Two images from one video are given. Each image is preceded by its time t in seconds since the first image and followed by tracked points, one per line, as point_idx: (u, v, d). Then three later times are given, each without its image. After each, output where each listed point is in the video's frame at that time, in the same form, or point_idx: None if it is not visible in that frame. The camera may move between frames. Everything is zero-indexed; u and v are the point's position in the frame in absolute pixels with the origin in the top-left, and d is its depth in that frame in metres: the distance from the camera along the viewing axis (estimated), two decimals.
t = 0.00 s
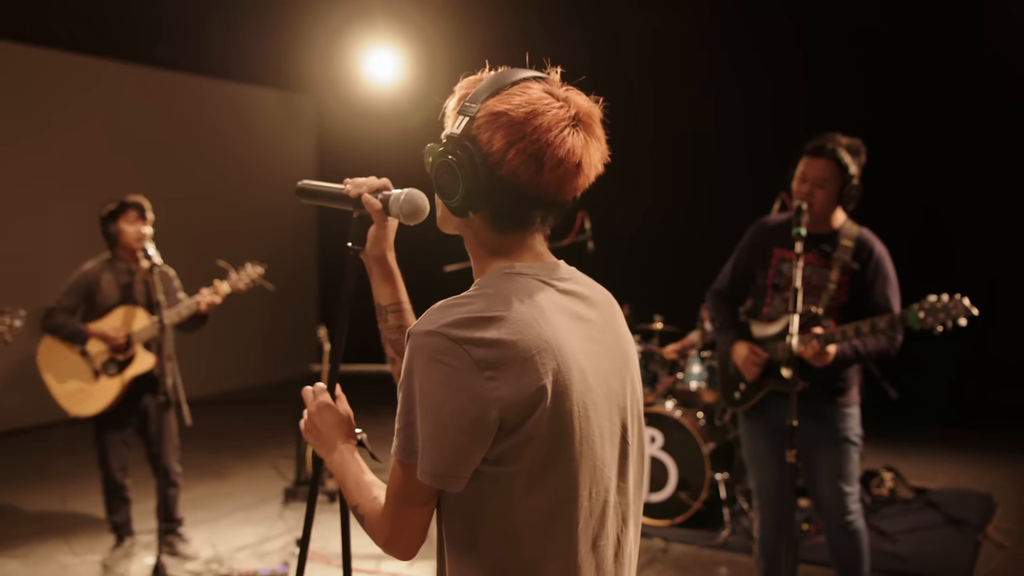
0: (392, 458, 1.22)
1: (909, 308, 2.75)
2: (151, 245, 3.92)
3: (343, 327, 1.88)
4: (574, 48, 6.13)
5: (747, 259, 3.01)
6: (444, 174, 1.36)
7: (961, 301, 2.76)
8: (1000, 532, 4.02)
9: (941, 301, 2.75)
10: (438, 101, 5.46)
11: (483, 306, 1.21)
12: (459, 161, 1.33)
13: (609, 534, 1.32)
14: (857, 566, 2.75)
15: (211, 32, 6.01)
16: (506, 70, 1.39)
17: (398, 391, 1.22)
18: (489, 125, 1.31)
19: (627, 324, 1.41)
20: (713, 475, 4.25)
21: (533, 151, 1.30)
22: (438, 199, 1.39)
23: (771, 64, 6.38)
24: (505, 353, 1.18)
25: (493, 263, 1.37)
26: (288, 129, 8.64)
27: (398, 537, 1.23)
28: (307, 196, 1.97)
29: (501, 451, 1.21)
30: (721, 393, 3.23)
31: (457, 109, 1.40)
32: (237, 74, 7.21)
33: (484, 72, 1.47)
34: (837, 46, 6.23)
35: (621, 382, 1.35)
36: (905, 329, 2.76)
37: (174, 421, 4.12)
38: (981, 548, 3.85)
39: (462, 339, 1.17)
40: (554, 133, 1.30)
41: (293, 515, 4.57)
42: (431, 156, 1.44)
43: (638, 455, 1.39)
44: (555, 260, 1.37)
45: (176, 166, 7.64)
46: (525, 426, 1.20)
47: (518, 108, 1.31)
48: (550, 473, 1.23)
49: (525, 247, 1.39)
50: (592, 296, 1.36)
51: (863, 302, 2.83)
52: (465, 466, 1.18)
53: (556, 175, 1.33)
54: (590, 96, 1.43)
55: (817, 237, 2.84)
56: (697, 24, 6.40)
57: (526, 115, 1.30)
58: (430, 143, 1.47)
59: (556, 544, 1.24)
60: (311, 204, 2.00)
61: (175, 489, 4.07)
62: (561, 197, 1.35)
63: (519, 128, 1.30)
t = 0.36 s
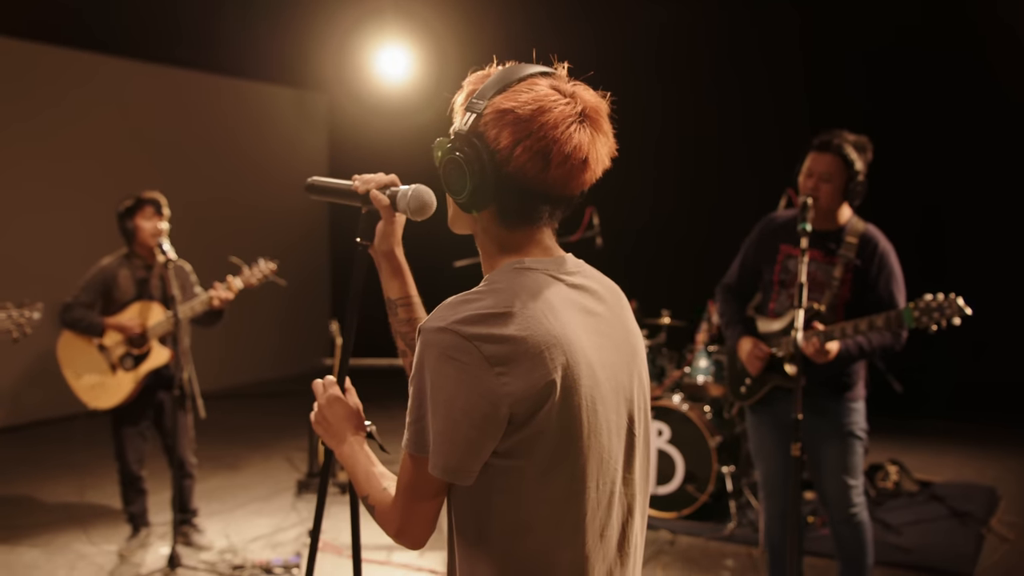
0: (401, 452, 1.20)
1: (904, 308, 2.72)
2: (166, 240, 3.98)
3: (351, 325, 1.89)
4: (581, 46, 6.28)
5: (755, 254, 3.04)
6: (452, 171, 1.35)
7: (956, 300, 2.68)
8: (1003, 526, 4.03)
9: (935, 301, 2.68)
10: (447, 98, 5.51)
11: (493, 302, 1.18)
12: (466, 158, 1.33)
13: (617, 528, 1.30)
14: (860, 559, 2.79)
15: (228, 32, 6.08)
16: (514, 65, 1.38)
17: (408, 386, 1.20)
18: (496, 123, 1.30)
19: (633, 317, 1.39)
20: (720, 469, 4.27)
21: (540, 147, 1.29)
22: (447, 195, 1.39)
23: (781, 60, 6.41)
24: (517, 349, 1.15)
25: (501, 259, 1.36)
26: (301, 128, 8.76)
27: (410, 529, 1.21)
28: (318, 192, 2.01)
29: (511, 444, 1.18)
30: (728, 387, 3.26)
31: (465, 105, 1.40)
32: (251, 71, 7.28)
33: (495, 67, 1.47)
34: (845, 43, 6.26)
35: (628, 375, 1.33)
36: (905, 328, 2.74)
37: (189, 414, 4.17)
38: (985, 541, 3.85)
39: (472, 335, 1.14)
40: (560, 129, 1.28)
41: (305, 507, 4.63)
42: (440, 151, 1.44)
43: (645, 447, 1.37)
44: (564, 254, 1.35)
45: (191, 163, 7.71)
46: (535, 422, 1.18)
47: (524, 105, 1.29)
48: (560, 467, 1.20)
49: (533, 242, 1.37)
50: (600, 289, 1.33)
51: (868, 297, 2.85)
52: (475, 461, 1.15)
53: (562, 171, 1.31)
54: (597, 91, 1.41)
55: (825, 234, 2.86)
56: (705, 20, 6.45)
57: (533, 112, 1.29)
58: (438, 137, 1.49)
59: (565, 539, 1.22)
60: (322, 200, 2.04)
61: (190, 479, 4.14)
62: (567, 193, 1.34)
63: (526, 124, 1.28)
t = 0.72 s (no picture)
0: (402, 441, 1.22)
1: (896, 305, 2.72)
2: (181, 238, 4.05)
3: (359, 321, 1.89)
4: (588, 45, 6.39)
5: (762, 252, 3.07)
6: (454, 163, 1.36)
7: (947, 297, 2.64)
8: (1006, 520, 4.03)
9: (926, 298, 2.66)
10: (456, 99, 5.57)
11: (493, 294, 1.19)
12: (466, 150, 1.33)
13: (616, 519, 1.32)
14: (865, 550, 2.85)
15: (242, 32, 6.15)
16: (513, 60, 1.38)
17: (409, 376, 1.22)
18: (495, 114, 1.30)
19: (636, 310, 1.40)
20: (726, 463, 4.31)
21: (537, 137, 1.29)
22: (449, 188, 1.39)
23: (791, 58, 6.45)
24: (515, 341, 1.16)
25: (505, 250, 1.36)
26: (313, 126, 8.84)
27: (413, 516, 1.23)
28: (326, 190, 2.02)
29: (509, 435, 1.20)
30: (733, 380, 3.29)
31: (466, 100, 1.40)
32: (265, 71, 7.35)
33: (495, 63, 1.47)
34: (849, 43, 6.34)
35: (628, 368, 1.34)
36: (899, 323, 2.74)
37: (202, 408, 4.22)
38: (987, 535, 3.87)
39: (472, 327, 1.16)
40: (556, 119, 1.28)
41: (318, 499, 4.70)
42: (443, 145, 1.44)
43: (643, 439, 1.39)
44: (566, 246, 1.36)
45: (205, 160, 7.78)
46: (533, 414, 1.19)
47: (521, 95, 1.29)
48: (558, 458, 1.22)
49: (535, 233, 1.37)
50: (602, 282, 1.34)
51: (871, 294, 2.87)
52: (474, 451, 1.17)
53: (560, 160, 1.31)
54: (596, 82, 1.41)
55: (830, 231, 2.88)
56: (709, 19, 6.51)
57: (530, 102, 1.28)
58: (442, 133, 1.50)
59: (562, 530, 1.24)
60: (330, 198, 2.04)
61: (204, 473, 4.19)
62: (567, 182, 1.33)
63: (523, 114, 1.28)
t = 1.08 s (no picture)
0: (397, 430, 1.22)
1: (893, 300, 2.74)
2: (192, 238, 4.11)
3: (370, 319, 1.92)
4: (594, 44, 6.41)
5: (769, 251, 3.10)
6: (458, 155, 1.34)
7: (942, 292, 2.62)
8: (1008, 516, 4.04)
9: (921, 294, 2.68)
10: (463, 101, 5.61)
11: (492, 286, 1.18)
12: (469, 141, 1.31)
13: (613, 520, 1.30)
14: (869, 547, 2.85)
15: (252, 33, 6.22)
16: (517, 56, 1.37)
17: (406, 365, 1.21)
18: (497, 104, 1.28)
19: (641, 311, 1.38)
20: (731, 459, 4.35)
21: (538, 126, 1.26)
22: (455, 182, 1.37)
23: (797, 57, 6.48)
24: (511, 333, 1.15)
25: (507, 241, 1.34)
26: (324, 125, 8.90)
27: (410, 503, 1.23)
28: (337, 190, 2.06)
29: (501, 429, 1.19)
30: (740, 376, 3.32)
31: (472, 96, 1.39)
32: (275, 71, 7.42)
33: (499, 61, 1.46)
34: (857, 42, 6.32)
35: (628, 368, 1.32)
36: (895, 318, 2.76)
37: (212, 403, 4.27)
38: (989, 530, 3.89)
39: (467, 318, 1.15)
40: (558, 108, 1.25)
41: (328, 494, 4.75)
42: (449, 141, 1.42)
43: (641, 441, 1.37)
44: (569, 242, 1.34)
45: (217, 159, 7.85)
46: (527, 409, 1.18)
47: (522, 85, 1.27)
48: (551, 454, 1.21)
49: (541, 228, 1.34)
50: (607, 280, 1.33)
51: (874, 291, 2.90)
52: (465, 443, 1.16)
53: (563, 150, 1.28)
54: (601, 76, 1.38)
55: (835, 229, 2.90)
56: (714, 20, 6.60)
57: (531, 90, 1.26)
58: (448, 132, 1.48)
59: (553, 528, 1.23)
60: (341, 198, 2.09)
61: (215, 467, 4.25)
62: (571, 173, 1.30)
63: (524, 103, 1.26)
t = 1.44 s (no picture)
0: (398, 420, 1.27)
1: (891, 281, 2.81)
2: (211, 237, 4.18)
3: (384, 317, 1.96)
4: (602, 44, 6.48)
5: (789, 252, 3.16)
6: (465, 153, 1.37)
7: (935, 270, 2.68)
8: (1014, 512, 4.07)
9: (916, 273, 2.74)
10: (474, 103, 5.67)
11: (493, 281, 1.23)
12: (476, 140, 1.35)
13: (612, 513, 1.33)
14: (880, 543, 2.92)
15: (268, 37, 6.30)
16: (524, 58, 1.40)
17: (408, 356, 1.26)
18: (502, 103, 1.31)
19: (645, 309, 1.42)
20: (740, 456, 4.39)
21: (541, 123, 1.29)
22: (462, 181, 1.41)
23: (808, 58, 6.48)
24: (508, 325, 1.20)
25: (511, 236, 1.36)
26: (337, 126, 8.97)
27: (414, 493, 1.28)
28: (351, 190, 2.11)
29: (497, 421, 1.24)
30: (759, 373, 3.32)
31: (479, 99, 1.42)
32: (291, 73, 7.50)
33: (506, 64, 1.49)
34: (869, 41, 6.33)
35: (628, 364, 1.36)
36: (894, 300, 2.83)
37: (230, 399, 4.34)
38: (995, 526, 3.90)
39: (466, 311, 1.20)
40: (562, 106, 1.28)
41: (344, 489, 4.83)
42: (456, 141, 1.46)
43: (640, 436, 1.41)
44: (573, 241, 1.37)
45: (232, 159, 7.94)
46: (524, 401, 1.23)
47: (526, 83, 1.31)
48: (546, 447, 1.25)
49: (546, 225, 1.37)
50: (609, 278, 1.37)
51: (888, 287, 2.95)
52: (462, 434, 1.21)
53: (566, 148, 1.30)
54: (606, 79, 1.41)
55: (848, 228, 2.99)
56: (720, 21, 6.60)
57: (535, 89, 1.30)
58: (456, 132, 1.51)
59: (550, 518, 1.27)
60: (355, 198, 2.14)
61: (233, 462, 4.33)
62: (575, 170, 1.32)
63: (528, 101, 1.29)
